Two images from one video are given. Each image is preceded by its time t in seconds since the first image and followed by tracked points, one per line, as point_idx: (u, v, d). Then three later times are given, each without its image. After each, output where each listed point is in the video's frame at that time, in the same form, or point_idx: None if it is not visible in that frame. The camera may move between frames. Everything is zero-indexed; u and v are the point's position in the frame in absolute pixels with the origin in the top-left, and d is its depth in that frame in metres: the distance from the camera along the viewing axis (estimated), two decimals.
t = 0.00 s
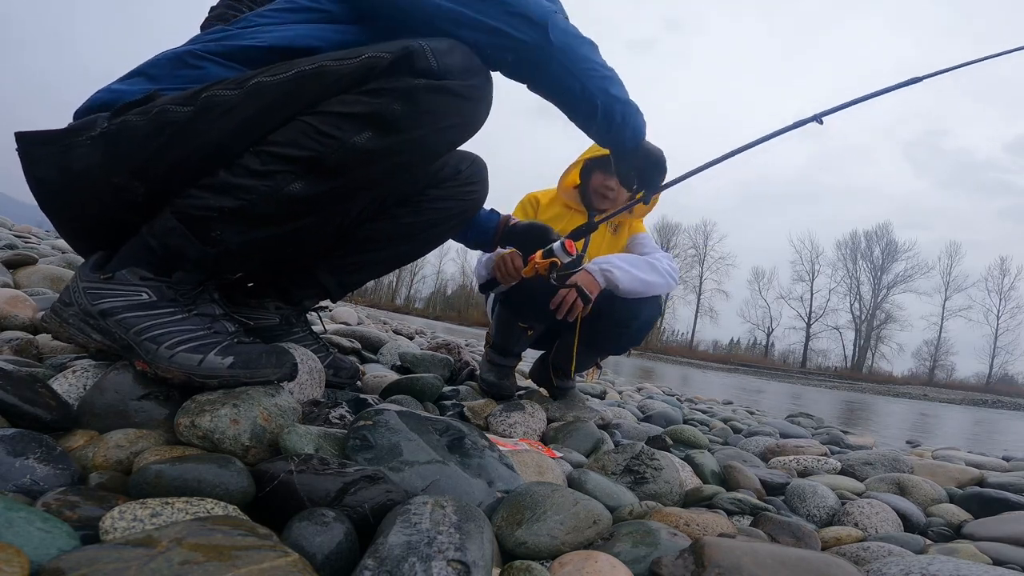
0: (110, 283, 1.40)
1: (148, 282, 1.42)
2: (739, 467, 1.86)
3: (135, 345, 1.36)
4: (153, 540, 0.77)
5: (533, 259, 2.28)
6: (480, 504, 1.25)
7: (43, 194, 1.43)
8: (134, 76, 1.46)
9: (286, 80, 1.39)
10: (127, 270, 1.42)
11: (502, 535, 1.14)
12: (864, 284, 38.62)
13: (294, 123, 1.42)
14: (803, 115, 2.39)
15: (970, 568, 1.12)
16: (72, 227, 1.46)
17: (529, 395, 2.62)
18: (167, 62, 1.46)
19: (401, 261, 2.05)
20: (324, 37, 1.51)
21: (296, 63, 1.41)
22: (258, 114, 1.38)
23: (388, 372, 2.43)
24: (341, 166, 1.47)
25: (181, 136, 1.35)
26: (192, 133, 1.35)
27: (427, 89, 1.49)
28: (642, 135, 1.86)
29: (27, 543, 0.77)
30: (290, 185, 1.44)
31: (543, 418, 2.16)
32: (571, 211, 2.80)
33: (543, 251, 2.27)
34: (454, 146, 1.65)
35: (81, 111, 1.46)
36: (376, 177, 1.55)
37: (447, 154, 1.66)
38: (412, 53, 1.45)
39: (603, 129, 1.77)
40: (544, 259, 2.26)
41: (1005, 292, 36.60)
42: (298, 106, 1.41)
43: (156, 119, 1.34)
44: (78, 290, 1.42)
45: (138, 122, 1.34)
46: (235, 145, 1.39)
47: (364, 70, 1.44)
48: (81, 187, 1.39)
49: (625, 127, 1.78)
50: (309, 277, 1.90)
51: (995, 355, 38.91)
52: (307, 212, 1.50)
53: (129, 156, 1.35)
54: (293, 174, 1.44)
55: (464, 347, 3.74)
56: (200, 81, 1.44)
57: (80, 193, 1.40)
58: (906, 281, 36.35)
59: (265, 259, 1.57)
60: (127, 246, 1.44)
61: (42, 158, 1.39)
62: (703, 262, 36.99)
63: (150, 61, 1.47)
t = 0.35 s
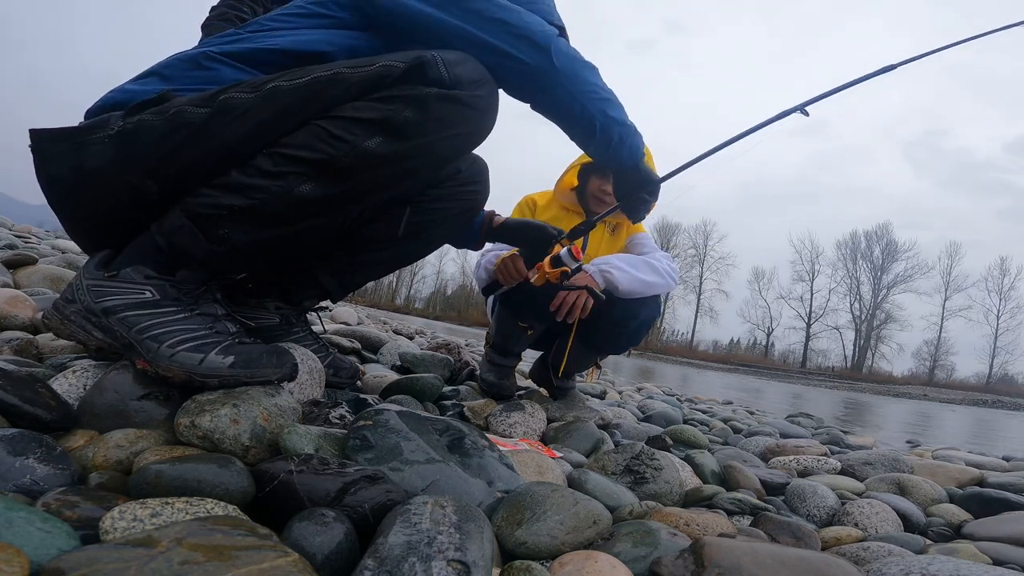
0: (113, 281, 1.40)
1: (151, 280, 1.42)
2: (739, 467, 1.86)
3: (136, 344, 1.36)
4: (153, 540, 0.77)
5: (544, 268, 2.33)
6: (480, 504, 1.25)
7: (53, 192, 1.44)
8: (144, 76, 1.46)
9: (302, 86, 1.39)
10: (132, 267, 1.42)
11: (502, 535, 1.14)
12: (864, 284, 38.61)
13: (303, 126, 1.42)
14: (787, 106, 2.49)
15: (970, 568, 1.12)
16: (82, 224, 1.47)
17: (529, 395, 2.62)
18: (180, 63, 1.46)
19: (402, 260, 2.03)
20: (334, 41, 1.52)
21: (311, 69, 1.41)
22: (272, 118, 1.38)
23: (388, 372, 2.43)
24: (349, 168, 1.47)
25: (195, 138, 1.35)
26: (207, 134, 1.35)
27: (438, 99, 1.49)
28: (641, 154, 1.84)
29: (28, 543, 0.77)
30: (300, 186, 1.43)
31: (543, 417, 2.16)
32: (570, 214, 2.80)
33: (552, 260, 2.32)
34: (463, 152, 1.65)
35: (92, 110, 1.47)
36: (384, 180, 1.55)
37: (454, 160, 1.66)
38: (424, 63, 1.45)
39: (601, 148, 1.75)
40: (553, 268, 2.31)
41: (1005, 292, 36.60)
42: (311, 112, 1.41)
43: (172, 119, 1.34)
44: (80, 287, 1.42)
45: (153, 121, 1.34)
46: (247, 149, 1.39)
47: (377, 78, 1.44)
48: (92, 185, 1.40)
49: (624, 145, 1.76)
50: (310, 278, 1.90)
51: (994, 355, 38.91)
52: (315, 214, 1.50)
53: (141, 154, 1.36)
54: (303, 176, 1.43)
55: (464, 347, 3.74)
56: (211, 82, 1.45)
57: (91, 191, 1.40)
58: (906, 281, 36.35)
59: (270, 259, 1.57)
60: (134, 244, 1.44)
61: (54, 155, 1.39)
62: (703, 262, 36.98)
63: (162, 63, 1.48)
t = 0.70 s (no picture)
0: (113, 281, 1.40)
1: (151, 280, 1.42)
2: (739, 467, 1.86)
3: (136, 344, 1.36)
4: (153, 540, 0.77)
5: (539, 277, 2.35)
6: (480, 504, 1.25)
7: (52, 190, 1.45)
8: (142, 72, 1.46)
9: (301, 84, 1.39)
10: (132, 267, 1.42)
11: (502, 535, 1.14)
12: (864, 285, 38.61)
13: (303, 125, 1.41)
14: (771, 100, 2.55)
15: (970, 568, 1.12)
16: (81, 223, 1.47)
17: (529, 395, 2.62)
18: (180, 61, 1.46)
19: (402, 260, 2.02)
20: (333, 40, 1.51)
21: (311, 68, 1.42)
22: (271, 117, 1.38)
23: (388, 372, 2.44)
24: (351, 169, 1.46)
25: (193, 136, 1.35)
26: (206, 133, 1.35)
27: (439, 97, 1.48)
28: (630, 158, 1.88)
29: (28, 543, 0.77)
30: (300, 187, 1.42)
31: (543, 417, 2.16)
32: (567, 214, 2.80)
33: (547, 270, 2.33)
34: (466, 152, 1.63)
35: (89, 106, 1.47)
36: (384, 182, 1.53)
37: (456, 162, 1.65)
38: (423, 61, 1.45)
39: (590, 151, 1.79)
40: (549, 277, 2.33)
41: (1005, 292, 36.60)
42: (310, 111, 1.41)
43: (170, 117, 1.34)
44: (80, 287, 1.43)
45: (151, 119, 1.35)
46: (246, 147, 1.39)
47: (377, 77, 1.45)
48: (89, 184, 1.40)
49: (612, 150, 1.79)
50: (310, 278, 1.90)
51: (994, 355, 38.91)
52: (314, 215, 1.49)
53: (138, 153, 1.36)
54: (303, 176, 1.42)
55: (464, 346, 3.74)
56: (208, 77, 1.45)
57: (90, 190, 1.40)
58: (906, 281, 36.35)
59: (270, 259, 1.56)
60: (134, 244, 1.44)
61: (54, 154, 1.40)
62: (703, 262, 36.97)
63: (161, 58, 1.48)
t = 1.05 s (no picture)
0: (110, 283, 1.41)
1: (147, 282, 1.42)
2: (739, 467, 1.86)
3: (135, 346, 1.36)
4: (153, 540, 0.77)
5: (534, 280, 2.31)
6: (480, 504, 1.26)
7: (36, 188, 1.44)
8: (123, 66, 1.46)
9: (290, 79, 1.39)
10: (126, 270, 1.42)
11: (502, 535, 1.14)
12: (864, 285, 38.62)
13: (297, 124, 1.41)
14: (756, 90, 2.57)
15: (970, 568, 1.12)
16: (68, 223, 1.46)
17: (529, 395, 2.62)
18: (172, 59, 1.45)
19: (401, 264, 2.02)
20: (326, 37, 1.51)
21: (300, 62, 1.41)
22: (259, 115, 1.38)
23: (388, 372, 2.44)
24: (346, 169, 1.45)
25: (181, 135, 1.35)
26: (193, 133, 1.35)
27: (434, 92, 1.48)
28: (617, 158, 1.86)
29: (28, 543, 0.77)
30: (291, 187, 1.42)
31: (543, 417, 2.16)
32: (564, 214, 2.81)
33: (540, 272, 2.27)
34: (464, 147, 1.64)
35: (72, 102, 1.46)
36: (380, 180, 1.53)
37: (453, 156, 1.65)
38: (418, 55, 1.45)
39: (576, 150, 1.79)
40: (542, 279, 2.28)
41: (1005, 292, 36.61)
42: (299, 106, 1.41)
43: (155, 116, 1.33)
44: (77, 289, 1.42)
45: (135, 118, 1.34)
46: (235, 146, 1.39)
47: (368, 71, 1.44)
48: (74, 184, 1.39)
49: (599, 150, 1.79)
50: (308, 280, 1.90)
51: (994, 355, 38.92)
52: (310, 214, 1.48)
53: (124, 153, 1.35)
54: (294, 176, 1.41)
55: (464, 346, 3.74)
56: (193, 70, 1.44)
57: (77, 191, 1.40)
58: (906, 281, 36.35)
59: (267, 259, 1.56)
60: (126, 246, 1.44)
61: (40, 153, 1.39)
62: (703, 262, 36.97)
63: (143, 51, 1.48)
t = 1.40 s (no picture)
0: (107, 284, 1.41)
1: (144, 283, 1.42)
2: (739, 467, 1.86)
3: (133, 347, 1.36)
4: (153, 540, 0.77)
5: (533, 280, 2.31)
6: (480, 504, 1.25)
7: (26, 190, 1.43)
8: (106, 65, 1.46)
9: (283, 78, 1.38)
10: (123, 272, 1.42)
11: (502, 535, 1.14)
12: (864, 285, 38.63)
13: (292, 125, 1.40)
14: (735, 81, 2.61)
15: (970, 568, 1.12)
16: (61, 225, 1.46)
17: (530, 395, 2.62)
18: (167, 58, 1.45)
19: (400, 265, 2.02)
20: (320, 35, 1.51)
21: (293, 61, 1.40)
22: (252, 115, 1.38)
23: (388, 372, 2.44)
24: (343, 171, 1.45)
25: (174, 137, 1.35)
26: (186, 134, 1.35)
27: (431, 92, 1.47)
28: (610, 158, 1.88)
29: (28, 543, 0.77)
30: (288, 190, 1.42)
31: (543, 417, 2.16)
32: (563, 214, 2.82)
33: (540, 272, 2.27)
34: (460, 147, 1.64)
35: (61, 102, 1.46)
36: (379, 180, 1.53)
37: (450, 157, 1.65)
38: (415, 54, 1.45)
39: (570, 150, 1.80)
40: (542, 279, 2.28)
41: (1004, 292, 36.62)
42: (292, 107, 1.41)
43: (146, 117, 1.33)
44: (74, 292, 1.42)
45: (123, 120, 1.33)
46: (228, 147, 1.39)
47: (363, 71, 1.44)
48: (65, 186, 1.39)
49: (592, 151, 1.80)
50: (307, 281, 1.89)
51: (994, 355, 38.92)
52: (309, 214, 1.48)
53: (115, 155, 1.35)
54: (289, 179, 1.41)
55: (465, 346, 3.74)
56: (179, 69, 1.44)
57: (69, 193, 1.39)
58: (906, 281, 36.36)
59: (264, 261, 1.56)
60: (122, 248, 1.44)
61: (28, 154, 1.38)
62: (703, 262, 36.97)
63: (126, 49, 1.48)
